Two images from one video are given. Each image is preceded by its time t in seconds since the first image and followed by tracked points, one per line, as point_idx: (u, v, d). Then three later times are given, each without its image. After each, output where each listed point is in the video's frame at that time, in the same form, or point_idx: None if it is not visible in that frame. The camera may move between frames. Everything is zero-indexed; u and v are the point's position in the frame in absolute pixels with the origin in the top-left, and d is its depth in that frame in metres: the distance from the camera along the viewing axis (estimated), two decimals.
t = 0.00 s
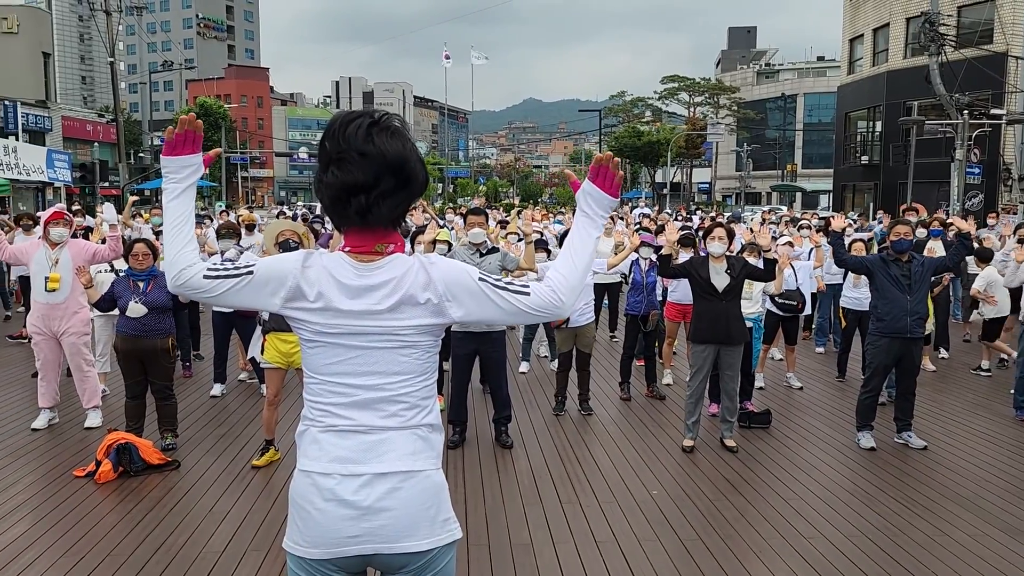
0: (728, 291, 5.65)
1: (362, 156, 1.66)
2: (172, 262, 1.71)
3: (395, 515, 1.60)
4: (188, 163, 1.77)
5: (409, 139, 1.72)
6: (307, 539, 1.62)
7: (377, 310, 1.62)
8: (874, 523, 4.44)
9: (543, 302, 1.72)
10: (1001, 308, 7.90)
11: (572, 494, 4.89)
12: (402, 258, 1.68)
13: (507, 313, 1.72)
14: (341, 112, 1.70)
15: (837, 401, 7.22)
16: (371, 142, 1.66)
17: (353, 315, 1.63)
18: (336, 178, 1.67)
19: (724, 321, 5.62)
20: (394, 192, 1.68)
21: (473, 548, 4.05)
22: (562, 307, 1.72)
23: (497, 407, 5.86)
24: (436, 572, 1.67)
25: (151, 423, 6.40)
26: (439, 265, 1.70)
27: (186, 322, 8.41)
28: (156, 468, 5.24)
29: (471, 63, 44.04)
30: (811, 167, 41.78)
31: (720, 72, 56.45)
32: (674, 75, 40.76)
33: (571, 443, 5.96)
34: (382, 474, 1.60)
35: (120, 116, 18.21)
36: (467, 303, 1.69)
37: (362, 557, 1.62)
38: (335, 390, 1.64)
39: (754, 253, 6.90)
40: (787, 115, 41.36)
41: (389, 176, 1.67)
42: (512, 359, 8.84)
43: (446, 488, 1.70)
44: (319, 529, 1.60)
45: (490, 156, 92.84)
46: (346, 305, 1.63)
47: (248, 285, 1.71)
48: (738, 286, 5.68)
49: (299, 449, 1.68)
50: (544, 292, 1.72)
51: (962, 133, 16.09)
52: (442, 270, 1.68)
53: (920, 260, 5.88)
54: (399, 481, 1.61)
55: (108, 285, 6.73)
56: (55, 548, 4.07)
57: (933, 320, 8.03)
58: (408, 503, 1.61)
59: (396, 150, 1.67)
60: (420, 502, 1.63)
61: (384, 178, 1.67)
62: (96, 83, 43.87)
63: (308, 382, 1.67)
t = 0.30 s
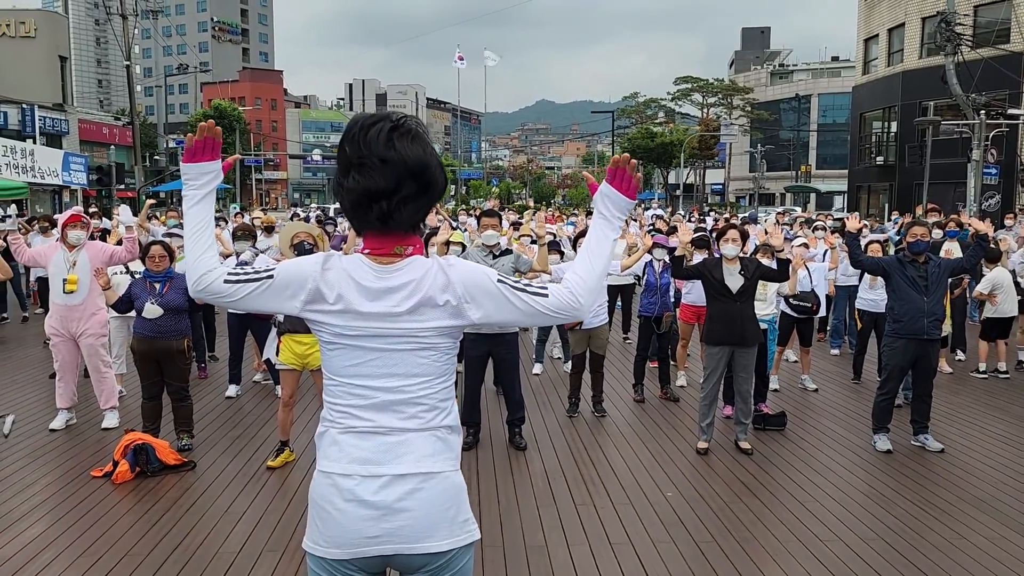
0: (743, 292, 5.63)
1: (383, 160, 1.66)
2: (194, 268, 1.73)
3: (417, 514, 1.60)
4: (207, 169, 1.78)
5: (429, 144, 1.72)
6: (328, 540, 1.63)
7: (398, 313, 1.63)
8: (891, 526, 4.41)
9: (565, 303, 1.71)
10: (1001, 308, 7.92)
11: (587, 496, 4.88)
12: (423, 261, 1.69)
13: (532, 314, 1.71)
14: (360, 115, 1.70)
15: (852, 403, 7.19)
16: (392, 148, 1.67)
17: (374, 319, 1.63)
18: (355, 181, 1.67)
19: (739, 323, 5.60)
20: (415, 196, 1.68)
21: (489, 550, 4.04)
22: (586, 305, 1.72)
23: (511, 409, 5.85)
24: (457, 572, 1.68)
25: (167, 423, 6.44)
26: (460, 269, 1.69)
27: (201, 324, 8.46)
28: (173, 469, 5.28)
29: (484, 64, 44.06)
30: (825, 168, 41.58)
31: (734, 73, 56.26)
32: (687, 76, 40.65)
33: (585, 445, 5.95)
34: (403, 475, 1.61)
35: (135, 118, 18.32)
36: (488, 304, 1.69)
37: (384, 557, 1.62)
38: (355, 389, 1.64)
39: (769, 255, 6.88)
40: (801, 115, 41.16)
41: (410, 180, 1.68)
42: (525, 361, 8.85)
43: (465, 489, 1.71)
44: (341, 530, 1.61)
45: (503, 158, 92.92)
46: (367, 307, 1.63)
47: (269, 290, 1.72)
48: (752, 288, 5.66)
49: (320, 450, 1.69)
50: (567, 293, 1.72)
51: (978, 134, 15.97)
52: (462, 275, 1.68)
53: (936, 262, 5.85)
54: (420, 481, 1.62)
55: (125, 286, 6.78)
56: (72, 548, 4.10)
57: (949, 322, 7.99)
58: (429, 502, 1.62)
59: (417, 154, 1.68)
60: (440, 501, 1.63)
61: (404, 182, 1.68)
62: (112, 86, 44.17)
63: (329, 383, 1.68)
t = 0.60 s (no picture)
0: (756, 294, 5.61)
1: (410, 166, 1.67)
2: (221, 270, 1.75)
3: (433, 518, 1.61)
4: (236, 175, 1.80)
5: (457, 151, 1.73)
6: (345, 543, 1.64)
7: (421, 317, 1.64)
8: (907, 531, 4.37)
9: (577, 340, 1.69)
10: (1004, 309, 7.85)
11: (601, 499, 4.87)
12: (448, 268, 1.70)
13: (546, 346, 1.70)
14: (388, 121, 1.72)
15: (868, 406, 7.14)
16: (419, 153, 1.68)
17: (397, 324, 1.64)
18: (383, 187, 1.68)
19: (753, 326, 5.58)
20: (440, 204, 1.70)
21: (504, 553, 4.06)
22: (601, 346, 1.68)
23: (525, 411, 5.86)
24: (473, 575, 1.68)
25: (183, 425, 6.48)
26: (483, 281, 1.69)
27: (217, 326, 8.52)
28: (190, 471, 5.30)
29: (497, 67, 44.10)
30: (840, 169, 41.35)
31: (747, 74, 56.05)
32: (701, 78, 40.54)
33: (599, 448, 5.95)
34: (419, 479, 1.61)
35: (151, 122, 18.46)
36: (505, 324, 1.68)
37: (400, 561, 1.63)
38: (373, 392, 1.65)
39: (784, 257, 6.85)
40: (815, 116, 40.93)
41: (436, 185, 1.69)
42: (538, 363, 8.85)
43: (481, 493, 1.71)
44: (358, 535, 1.62)
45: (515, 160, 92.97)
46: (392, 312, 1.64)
47: (294, 288, 1.73)
48: (766, 290, 5.64)
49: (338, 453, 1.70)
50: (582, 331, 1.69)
51: (995, 134, 15.83)
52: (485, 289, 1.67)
53: (952, 264, 5.81)
54: (436, 484, 1.62)
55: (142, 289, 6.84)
56: (91, 548, 4.14)
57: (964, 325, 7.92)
58: (445, 505, 1.62)
59: (442, 160, 1.69)
60: (457, 505, 1.64)
61: (430, 188, 1.68)
62: (128, 90, 44.50)
63: (349, 383, 1.69)
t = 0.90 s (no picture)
0: (769, 297, 5.59)
1: (389, 184, 1.66)
2: (220, 331, 1.73)
3: (463, 518, 1.61)
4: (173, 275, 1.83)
5: (432, 153, 1.71)
6: (376, 544, 1.65)
7: (426, 316, 1.64)
8: (923, 534, 4.35)
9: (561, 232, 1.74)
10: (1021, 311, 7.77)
11: (614, 501, 4.87)
12: (444, 260, 1.70)
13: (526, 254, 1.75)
14: (360, 136, 1.70)
15: (883, 409, 7.10)
16: (396, 167, 1.66)
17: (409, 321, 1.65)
18: (367, 207, 1.68)
19: (765, 328, 5.55)
20: (422, 213, 1.68)
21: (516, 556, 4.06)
22: (601, 229, 1.72)
23: (538, 414, 5.87)
24: None
25: (198, 427, 6.53)
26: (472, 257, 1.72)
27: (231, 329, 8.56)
28: (205, 472, 5.35)
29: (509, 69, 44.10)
30: (854, 171, 41.11)
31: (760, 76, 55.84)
32: (713, 80, 40.44)
33: (612, 450, 5.94)
34: (451, 479, 1.62)
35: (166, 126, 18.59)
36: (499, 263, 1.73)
37: (431, 560, 1.64)
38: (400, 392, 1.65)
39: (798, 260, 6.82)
40: (829, 118, 40.71)
41: (416, 200, 1.67)
42: (551, 366, 8.85)
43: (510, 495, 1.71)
44: (389, 536, 1.63)
45: (528, 163, 92.96)
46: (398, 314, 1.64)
47: (295, 319, 1.71)
48: (779, 293, 5.62)
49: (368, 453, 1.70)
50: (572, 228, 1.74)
51: (1012, 135, 15.71)
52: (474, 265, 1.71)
53: (969, 267, 5.76)
54: (466, 482, 1.62)
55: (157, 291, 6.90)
56: (107, 549, 4.17)
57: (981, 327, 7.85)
58: (475, 503, 1.62)
59: (419, 170, 1.67)
60: (488, 504, 1.64)
61: (412, 202, 1.67)
62: (142, 94, 44.81)
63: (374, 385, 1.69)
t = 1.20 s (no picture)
0: (780, 300, 5.57)
1: (347, 207, 1.53)
2: (348, 461, 1.46)
3: (499, 518, 1.57)
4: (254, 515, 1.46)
5: (384, 164, 1.57)
6: (412, 548, 1.59)
7: (439, 315, 1.55)
8: (935, 538, 4.32)
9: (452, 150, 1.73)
10: None
11: (624, 504, 4.86)
12: (429, 265, 1.60)
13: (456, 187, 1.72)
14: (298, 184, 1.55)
15: (896, 412, 7.06)
16: (349, 187, 1.52)
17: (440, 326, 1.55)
18: (336, 237, 1.55)
19: (776, 331, 5.53)
20: (390, 222, 1.56)
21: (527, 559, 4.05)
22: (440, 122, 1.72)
23: (548, 416, 5.87)
24: None
25: (209, 429, 6.56)
26: (440, 247, 1.62)
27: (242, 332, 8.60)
28: (216, 474, 5.37)
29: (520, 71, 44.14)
30: (865, 172, 40.91)
31: (771, 77, 55.65)
32: (723, 81, 40.39)
33: (622, 453, 5.93)
34: (487, 481, 1.57)
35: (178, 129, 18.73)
36: (452, 216, 1.68)
37: (467, 564, 1.59)
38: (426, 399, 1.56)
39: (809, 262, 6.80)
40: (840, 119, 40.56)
41: (378, 213, 1.54)
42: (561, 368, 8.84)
43: (542, 495, 1.68)
44: (428, 540, 1.57)
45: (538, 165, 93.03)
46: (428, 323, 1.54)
47: (360, 392, 1.49)
48: (790, 294, 5.60)
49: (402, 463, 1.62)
50: (435, 147, 1.70)
51: None
52: (445, 248, 1.61)
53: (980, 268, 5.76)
54: (498, 481, 1.58)
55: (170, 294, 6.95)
56: (120, 550, 4.20)
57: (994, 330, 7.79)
58: (515, 502, 1.59)
59: (375, 182, 1.53)
60: (522, 505, 1.60)
61: (374, 215, 1.54)
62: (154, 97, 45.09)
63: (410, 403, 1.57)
